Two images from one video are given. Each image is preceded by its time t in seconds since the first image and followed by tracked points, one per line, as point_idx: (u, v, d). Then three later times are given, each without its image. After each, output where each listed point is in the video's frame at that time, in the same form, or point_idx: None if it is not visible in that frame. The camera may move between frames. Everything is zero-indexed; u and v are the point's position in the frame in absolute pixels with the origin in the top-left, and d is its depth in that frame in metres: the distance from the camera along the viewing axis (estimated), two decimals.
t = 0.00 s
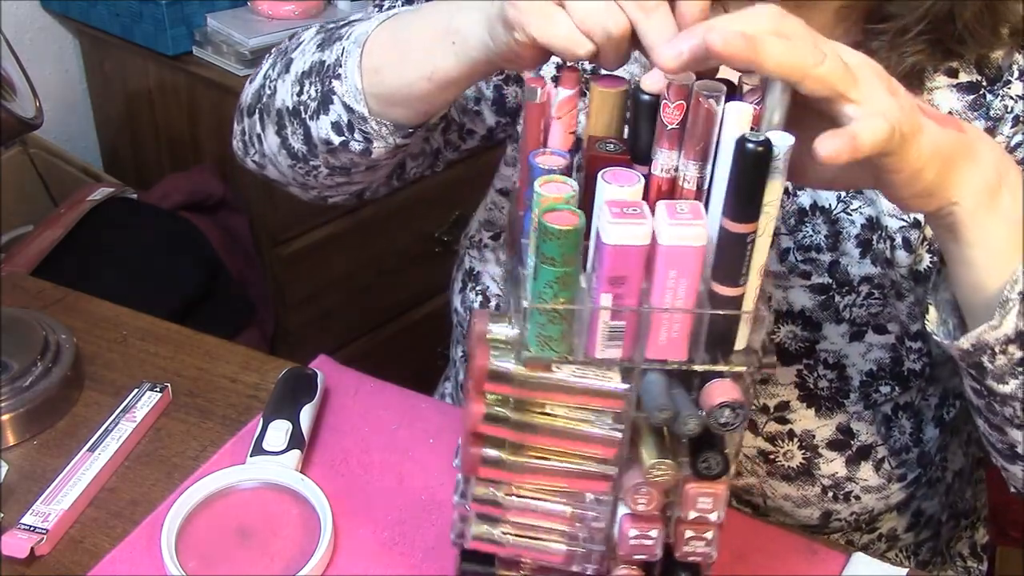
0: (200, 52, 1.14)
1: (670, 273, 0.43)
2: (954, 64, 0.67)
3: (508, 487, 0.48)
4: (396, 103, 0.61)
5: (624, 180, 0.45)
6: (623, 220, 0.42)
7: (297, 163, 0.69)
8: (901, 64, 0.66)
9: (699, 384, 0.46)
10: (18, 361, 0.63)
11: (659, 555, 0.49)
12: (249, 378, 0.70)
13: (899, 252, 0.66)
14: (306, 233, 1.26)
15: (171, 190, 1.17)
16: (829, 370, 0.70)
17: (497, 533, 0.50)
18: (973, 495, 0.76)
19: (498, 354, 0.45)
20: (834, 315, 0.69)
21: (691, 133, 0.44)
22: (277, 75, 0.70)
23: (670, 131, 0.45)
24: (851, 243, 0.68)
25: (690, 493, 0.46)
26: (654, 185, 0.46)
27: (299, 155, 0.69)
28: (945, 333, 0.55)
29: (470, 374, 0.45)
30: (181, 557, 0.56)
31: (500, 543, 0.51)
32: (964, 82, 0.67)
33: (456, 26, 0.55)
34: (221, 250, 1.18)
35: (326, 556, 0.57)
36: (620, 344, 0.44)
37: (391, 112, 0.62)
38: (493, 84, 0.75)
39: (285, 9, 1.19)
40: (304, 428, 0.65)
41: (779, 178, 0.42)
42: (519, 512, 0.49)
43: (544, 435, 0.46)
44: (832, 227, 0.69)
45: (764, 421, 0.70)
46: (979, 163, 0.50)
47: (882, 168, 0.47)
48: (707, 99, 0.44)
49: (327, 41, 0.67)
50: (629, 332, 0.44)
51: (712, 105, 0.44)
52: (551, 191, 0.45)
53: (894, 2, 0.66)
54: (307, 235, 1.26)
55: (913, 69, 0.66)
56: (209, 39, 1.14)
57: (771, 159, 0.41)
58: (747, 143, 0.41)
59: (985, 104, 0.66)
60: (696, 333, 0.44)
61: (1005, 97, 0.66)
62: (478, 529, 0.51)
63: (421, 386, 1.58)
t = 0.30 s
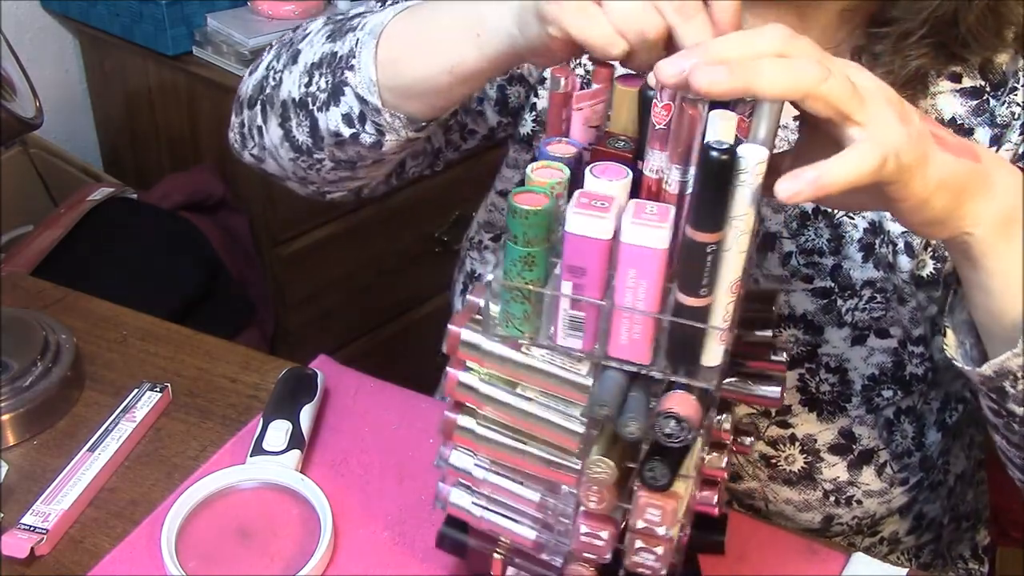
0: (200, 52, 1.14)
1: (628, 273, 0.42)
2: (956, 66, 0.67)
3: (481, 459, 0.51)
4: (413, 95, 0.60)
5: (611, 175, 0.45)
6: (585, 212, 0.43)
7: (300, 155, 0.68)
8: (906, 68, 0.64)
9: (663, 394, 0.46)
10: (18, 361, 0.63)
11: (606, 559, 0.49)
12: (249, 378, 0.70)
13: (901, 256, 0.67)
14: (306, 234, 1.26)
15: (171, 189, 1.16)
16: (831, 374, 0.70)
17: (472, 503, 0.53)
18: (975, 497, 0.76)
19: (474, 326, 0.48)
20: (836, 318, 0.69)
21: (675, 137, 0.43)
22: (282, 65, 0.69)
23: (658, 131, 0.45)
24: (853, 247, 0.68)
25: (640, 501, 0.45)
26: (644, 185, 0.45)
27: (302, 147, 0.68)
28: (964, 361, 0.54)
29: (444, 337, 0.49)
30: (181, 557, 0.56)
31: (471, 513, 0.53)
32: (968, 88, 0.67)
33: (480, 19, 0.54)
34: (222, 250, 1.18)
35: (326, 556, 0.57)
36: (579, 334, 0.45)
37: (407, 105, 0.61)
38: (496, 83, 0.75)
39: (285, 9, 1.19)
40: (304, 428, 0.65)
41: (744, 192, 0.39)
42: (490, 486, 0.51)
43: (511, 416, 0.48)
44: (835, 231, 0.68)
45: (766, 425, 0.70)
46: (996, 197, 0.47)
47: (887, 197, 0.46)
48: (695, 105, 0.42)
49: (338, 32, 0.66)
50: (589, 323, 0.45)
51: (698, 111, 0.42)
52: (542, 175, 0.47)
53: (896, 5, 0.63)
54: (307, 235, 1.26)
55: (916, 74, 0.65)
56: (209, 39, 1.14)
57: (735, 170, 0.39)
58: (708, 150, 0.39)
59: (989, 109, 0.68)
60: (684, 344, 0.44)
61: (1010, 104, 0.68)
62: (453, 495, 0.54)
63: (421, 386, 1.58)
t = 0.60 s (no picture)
0: (200, 52, 1.14)
1: (611, 270, 0.43)
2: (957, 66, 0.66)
3: (474, 442, 0.52)
4: (417, 87, 0.59)
5: (611, 172, 0.45)
6: (573, 205, 0.43)
7: (300, 147, 0.68)
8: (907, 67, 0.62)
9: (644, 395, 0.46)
10: (18, 361, 0.63)
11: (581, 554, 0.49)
12: (249, 378, 0.70)
13: (901, 258, 0.66)
14: (306, 234, 1.26)
15: (171, 190, 1.16)
16: (831, 375, 0.70)
17: (464, 485, 0.54)
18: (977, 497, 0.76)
19: (472, 310, 0.50)
20: (836, 319, 0.69)
21: (670, 139, 0.42)
22: (284, 55, 0.69)
23: (654, 133, 0.43)
24: (854, 248, 0.68)
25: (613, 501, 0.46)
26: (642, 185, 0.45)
27: (303, 139, 0.67)
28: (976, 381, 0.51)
29: (443, 320, 0.51)
30: (181, 558, 0.56)
31: (464, 497, 0.54)
32: (968, 88, 0.67)
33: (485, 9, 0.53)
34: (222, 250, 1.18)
35: (326, 556, 0.57)
36: (564, 328, 0.46)
37: (411, 97, 0.60)
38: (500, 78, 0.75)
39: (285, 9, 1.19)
40: (304, 428, 0.65)
41: (729, 198, 0.41)
42: (484, 472, 0.53)
43: (502, 401, 0.50)
44: (834, 232, 0.68)
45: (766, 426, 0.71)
46: (997, 221, 0.45)
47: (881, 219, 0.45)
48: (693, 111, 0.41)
49: (341, 22, 0.66)
50: (573, 318, 0.46)
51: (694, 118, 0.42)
52: (548, 167, 0.47)
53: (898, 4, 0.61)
54: (306, 235, 1.26)
55: (916, 74, 0.63)
56: (209, 39, 1.14)
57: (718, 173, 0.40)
58: (691, 155, 0.40)
59: (989, 110, 0.67)
60: (679, 344, 0.44)
61: (1011, 105, 0.67)
62: (449, 478, 0.55)
63: (421, 386, 1.58)
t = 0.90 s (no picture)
0: (200, 52, 1.14)
1: (605, 268, 0.43)
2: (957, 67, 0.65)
3: (471, 440, 0.53)
4: (416, 88, 0.59)
5: (604, 171, 0.45)
6: (563, 200, 0.43)
7: (302, 146, 0.68)
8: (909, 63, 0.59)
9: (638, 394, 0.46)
10: (19, 361, 0.63)
11: (577, 552, 0.49)
12: (248, 378, 0.70)
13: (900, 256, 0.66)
14: (305, 234, 1.26)
15: (171, 190, 1.16)
16: (831, 372, 0.70)
17: (462, 484, 0.54)
18: (976, 496, 0.76)
19: (468, 309, 0.50)
20: (836, 316, 0.69)
21: (661, 137, 0.43)
22: (284, 54, 0.69)
23: (646, 132, 0.44)
24: (854, 245, 0.68)
25: (608, 501, 0.46)
26: (637, 185, 0.46)
27: (306, 137, 0.67)
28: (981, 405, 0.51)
29: (438, 319, 0.51)
30: (181, 558, 0.56)
31: (463, 495, 0.54)
32: (969, 89, 0.66)
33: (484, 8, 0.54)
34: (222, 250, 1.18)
35: (326, 556, 0.57)
36: (557, 326, 0.46)
37: (412, 96, 0.60)
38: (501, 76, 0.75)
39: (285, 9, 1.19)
40: (304, 428, 0.65)
41: (720, 196, 0.41)
42: (481, 469, 0.53)
43: (499, 400, 0.49)
44: (835, 229, 0.68)
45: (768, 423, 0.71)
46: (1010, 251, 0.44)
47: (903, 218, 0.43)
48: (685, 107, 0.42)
49: (343, 22, 0.66)
50: (567, 316, 0.46)
51: (685, 113, 0.42)
52: (545, 167, 0.47)
53: None
54: (306, 235, 1.26)
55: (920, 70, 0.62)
56: (209, 39, 1.14)
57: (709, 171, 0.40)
58: (683, 152, 0.40)
59: (989, 112, 0.66)
60: (674, 343, 0.44)
61: (1012, 108, 0.65)
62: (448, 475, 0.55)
63: (421, 386, 1.58)
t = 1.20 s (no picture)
0: (200, 52, 1.14)
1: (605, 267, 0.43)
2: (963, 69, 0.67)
3: (470, 435, 0.53)
4: (408, 77, 0.60)
5: (605, 170, 0.45)
6: (564, 198, 0.43)
7: (299, 133, 0.68)
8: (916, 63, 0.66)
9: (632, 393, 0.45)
10: (19, 361, 0.63)
11: (571, 550, 0.49)
12: (249, 378, 0.70)
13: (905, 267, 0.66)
14: (305, 234, 1.26)
15: (171, 190, 1.16)
16: (838, 368, 0.70)
17: (461, 479, 0.54)
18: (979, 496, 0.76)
19: (466, 303, 0.50)
20: (842, 314, 0.69)
21: (662, 135, 0.43)
22: (284, 41, 0.69)
23: (650, 130, 0.45)
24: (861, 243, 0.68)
25: (601, 500, 0.46)
26: (639, 184, 0.46)
27: (302, 125, 0.67)
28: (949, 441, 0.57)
29: (438, 313, 0.51)
30: (181, 558, 0.56)
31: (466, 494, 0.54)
32: (976, 96, 0.67)
33: None
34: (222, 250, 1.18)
35: (326, 556, 0.57)
36: (553, 323, 0.47)
37: (403, 87, 0.60)
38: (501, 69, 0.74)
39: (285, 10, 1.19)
40: (304, 428, 0.65)
41: (714, 196, 0.41)
42: (480, 467, 0.53)
43: (499, 398, 0.50)
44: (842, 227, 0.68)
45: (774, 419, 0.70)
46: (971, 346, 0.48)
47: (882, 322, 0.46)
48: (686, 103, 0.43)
49: (341, 11, 0.66)
50: (564, 313, 0.46)
51: (685, 111, 0.43)
52: (546, 164, 0.47)
53: None
54: (306, 235, 1.26)
55: (927, 71, 0.66)
56: (209, 39, 1.14)
57: (703, 172, 0.40)
58: (677, 152, 0.40)
59: (994, 121, 0.67)
60: (665, 342, 0.44)
61: (1014, 119, 0.67)
62: (449, 471, 0.55)
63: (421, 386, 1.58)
